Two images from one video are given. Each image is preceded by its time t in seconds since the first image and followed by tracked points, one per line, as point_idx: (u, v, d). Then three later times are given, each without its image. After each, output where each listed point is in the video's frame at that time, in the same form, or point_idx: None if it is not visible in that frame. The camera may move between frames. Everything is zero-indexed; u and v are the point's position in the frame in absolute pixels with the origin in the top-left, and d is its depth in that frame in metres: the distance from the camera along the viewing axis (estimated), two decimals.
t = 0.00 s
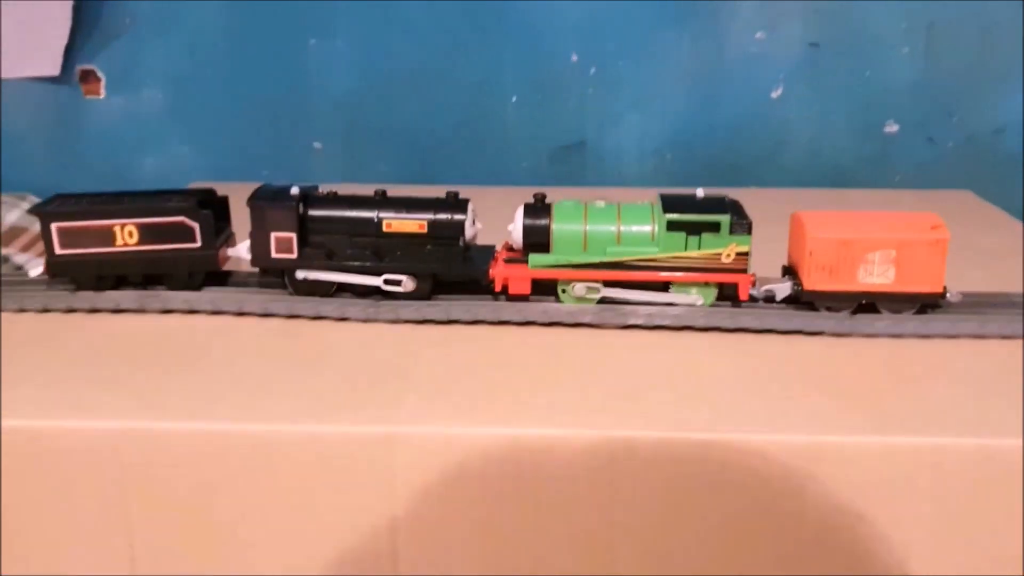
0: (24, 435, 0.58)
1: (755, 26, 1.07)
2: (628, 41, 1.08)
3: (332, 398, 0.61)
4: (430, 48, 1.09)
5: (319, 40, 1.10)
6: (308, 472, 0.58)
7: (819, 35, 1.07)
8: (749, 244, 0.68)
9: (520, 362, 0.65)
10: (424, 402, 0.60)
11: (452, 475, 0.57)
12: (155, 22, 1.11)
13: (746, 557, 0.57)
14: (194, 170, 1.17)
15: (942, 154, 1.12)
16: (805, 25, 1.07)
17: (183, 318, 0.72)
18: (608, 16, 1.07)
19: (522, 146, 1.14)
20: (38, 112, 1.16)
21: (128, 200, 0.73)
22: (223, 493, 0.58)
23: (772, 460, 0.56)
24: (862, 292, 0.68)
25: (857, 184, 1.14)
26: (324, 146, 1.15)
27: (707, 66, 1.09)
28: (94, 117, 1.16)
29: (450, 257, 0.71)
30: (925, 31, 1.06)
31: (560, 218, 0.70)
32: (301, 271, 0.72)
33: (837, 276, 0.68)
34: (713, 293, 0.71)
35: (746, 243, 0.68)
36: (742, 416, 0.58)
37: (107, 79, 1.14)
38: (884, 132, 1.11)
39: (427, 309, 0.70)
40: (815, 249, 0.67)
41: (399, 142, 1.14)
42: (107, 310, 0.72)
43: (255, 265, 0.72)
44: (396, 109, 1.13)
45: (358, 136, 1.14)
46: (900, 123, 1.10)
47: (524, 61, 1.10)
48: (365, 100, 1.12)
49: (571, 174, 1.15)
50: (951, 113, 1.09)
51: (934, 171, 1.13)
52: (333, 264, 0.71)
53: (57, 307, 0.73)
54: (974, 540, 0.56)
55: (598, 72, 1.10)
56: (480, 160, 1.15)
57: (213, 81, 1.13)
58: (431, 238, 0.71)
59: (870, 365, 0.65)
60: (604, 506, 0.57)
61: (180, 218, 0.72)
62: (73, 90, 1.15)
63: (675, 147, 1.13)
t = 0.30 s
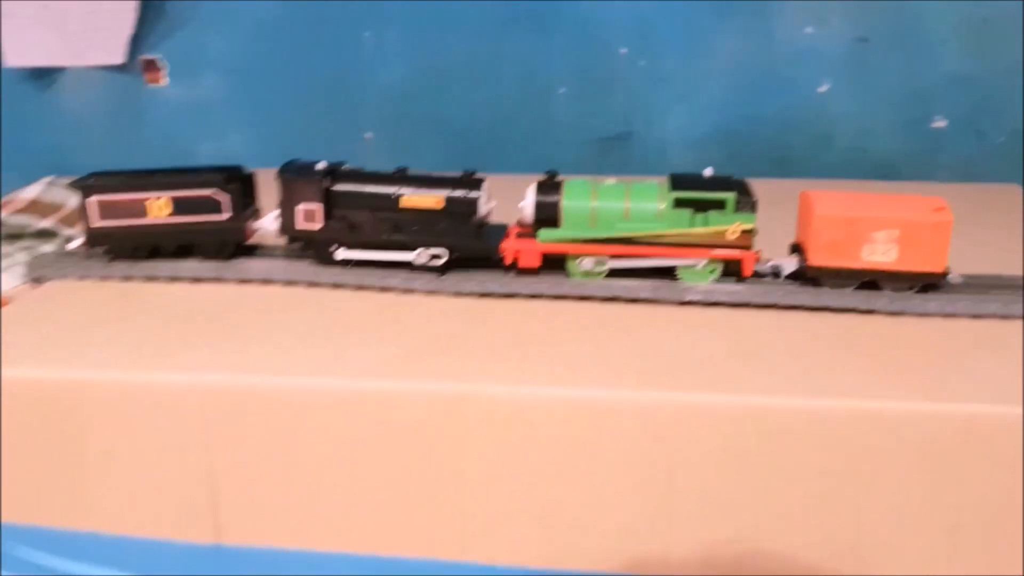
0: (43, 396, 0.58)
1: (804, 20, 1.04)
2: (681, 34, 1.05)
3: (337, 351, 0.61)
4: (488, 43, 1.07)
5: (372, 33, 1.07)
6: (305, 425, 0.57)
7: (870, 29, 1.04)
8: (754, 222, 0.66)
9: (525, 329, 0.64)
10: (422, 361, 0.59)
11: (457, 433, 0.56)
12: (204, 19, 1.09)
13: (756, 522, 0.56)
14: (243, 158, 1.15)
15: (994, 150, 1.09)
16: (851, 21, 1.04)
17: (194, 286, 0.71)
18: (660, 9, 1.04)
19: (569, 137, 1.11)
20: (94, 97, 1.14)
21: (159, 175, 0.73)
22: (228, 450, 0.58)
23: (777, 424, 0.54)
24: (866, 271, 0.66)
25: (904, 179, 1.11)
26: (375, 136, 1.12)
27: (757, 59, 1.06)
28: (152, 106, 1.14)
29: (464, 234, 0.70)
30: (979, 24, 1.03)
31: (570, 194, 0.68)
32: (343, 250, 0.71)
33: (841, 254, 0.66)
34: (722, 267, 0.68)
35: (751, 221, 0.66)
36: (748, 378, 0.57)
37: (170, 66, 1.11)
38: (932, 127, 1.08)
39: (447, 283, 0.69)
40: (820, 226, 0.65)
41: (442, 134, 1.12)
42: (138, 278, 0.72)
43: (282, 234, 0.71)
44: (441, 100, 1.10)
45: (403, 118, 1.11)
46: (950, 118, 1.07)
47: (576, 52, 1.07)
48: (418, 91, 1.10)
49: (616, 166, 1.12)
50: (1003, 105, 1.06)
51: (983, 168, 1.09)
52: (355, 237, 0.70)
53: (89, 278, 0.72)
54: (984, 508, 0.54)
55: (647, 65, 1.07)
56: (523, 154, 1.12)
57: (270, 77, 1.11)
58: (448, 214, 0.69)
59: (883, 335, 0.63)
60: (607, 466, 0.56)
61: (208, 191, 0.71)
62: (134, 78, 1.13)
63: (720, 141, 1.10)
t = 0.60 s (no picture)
0: (65, 372, 0.58)
1: (862, 14, 0.98)
2: (742, 29, 1.00)
3: (337, 314, 0.58)
4: (550, 33, 1.04)
5: (440, 26, 1.05)
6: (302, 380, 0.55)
7: (926, 24, 0.97)
8: (780, 198, 0.62)
9: (545, 292, 0.61)
10: (426, 320, 0.56)
11: (457, 386, 0.53)
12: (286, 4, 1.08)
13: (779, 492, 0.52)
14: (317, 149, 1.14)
15: None
16: (907, 17, 0.97)
17: (229, 257, 0.70)
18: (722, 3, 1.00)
19: (630, 129, 1.06)
20: (170, 86, 1.14)
21: (219, 153, 0.72)
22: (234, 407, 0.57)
23: (794, 383, 0.50)
24: (894, 243, 0.61)
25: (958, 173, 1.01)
26: (442, 126, 1.09)
27: (814, 54, 1.00)
28: (226, 96, 1.14)
29: (504, 209, 0.66)
30: None
31: (606, 168, 0.64)
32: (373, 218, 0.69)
33: (868, 226, 0.61)
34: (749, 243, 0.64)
35: (778, 197, 0.62)
36: (764, 339, 0.53)
37: (243, 57, 1.11)
38: (986, 120, 0.99)
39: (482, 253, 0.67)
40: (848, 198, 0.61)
41: (496, 124, 1.09)
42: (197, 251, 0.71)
43: (332, 208, 0.69)
44: (504, 92, 1.07)
45: (467, 112, 1.08)
46: (1005, 111, 0.98)
47: (638, 43, 1.03)
48: (483, 82, 1.07)
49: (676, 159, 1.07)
50: None
51: None
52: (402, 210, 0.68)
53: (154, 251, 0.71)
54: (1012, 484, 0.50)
55: (707, 58, 1.02)
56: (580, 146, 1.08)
57: (344, 64, 1.09)
58: (490, 188, 0.67)
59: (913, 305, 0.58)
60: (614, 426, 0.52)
61: (266, 167, 0.70)
62: (209, 69, 1.12)
63: (782, 131, 1.04)
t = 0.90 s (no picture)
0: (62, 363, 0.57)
1: (889, 17, 0.96)
2: (769, 30, 1.00)
3: (320, 301, 0.57)
4: (585, 35, 1.03)
5: (473, 26, 1.05)
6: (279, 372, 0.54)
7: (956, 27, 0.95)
8: (778, 195, 0.62)
9: (540, 284, 0.60)
10: (416, 309, 0.55)
11: (439, 378, 0.52)
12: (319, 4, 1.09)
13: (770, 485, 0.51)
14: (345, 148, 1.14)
15: None
16: (935, 17, 0.95)
17: (226, 252, 0.70)
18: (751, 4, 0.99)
19: (658, 128, 1.05)
20: (205, 86, 1.14)
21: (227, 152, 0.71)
22: (206, 406, 0.55)
23: (781, 373, 0.49)
24: (889, 240, 0.61)
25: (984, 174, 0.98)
26: (473, 126, 1.09)
27: (843, 55, 0.99)
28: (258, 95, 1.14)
29: (510, 204, 0.67)
30: None
31: (609, 164, 0.64)
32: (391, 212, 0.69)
33: (863, 223, 0.61)
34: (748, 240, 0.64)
35: (777, 194, 0.62)
36: (757, 330, 0.52)
37: (275, 57, 1.12)
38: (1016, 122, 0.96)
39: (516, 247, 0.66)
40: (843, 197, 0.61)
41: (522, 124, 1.08)
42: (225, 248, 0.70)
43: (343, 204, 0.69)
44: (537, 91, 1.07)
45: (499, 111, 1.08)
46: None
47: (668, 44, 1.02)
48: (514, 81, 1.06)
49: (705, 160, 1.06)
50: None
51: None
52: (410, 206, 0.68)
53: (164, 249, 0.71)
54: (1004, 474, 0.49)
55: (737, 61, 1.01)
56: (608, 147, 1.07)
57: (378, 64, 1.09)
58: (496, 184, 0.67)
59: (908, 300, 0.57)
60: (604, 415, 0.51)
61: (277, 167, 0.70)
62: (241, 67, 1.13)
63: (810, 133, 1.02)
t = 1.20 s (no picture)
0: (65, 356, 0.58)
1: (901, 18, 0.97)
2: (779, 30, 1.01)
3: (315, 294, 0.57)
4: (596, 36, 1.04)
5: (485, 26, 1.06)
6: (272, 368, 0.54)
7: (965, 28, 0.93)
8: (776, 192, 0.62)
9: (535, 277, 0.60)
10: (413, 301, 0.55)
11: (439, 379, 0.52)
12: (332, 4, 1.09)
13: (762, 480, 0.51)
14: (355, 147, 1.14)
15: None
16: (946, 19, 0.95)
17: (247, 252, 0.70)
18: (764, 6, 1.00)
19: (669, 127, 1.06)
20: (216, 85, 1.15)
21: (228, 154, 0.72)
22: (202, 400, 0.55)
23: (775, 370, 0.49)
24: (885, 238, 0.61)
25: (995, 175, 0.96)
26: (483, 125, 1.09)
27: (854, 56, 0.99)
28: (268, 95, 1.14)
29: (510, 202, 0.67)
30: None
31: (608, 161, 0.64)
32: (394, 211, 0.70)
33: (859, 220, 0.61)
34: (745, 235, 0.64)
35: (775, 192, 0.62)
36: (754, 323, 0.52)
37: (288, 55, 1.12)
38: None
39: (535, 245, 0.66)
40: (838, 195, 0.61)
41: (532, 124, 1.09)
42: (247, 245, 0.71)
43: (345, 201, 0.70)
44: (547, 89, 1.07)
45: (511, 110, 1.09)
46: None
47: (679, 46, 1.03)
48: (526, 82, 1.07)
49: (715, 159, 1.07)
50: None
51: None
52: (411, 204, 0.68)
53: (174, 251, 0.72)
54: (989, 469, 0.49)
55: (749, 61, 1.02)
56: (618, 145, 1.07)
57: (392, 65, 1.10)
58: (495, 182, 0.67)
59: (903, 294, 0.57)
60: (609, 413, 0.51)
61: (275, 165, 0.70)
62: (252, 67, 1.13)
63: (820, 132, 1.03)
